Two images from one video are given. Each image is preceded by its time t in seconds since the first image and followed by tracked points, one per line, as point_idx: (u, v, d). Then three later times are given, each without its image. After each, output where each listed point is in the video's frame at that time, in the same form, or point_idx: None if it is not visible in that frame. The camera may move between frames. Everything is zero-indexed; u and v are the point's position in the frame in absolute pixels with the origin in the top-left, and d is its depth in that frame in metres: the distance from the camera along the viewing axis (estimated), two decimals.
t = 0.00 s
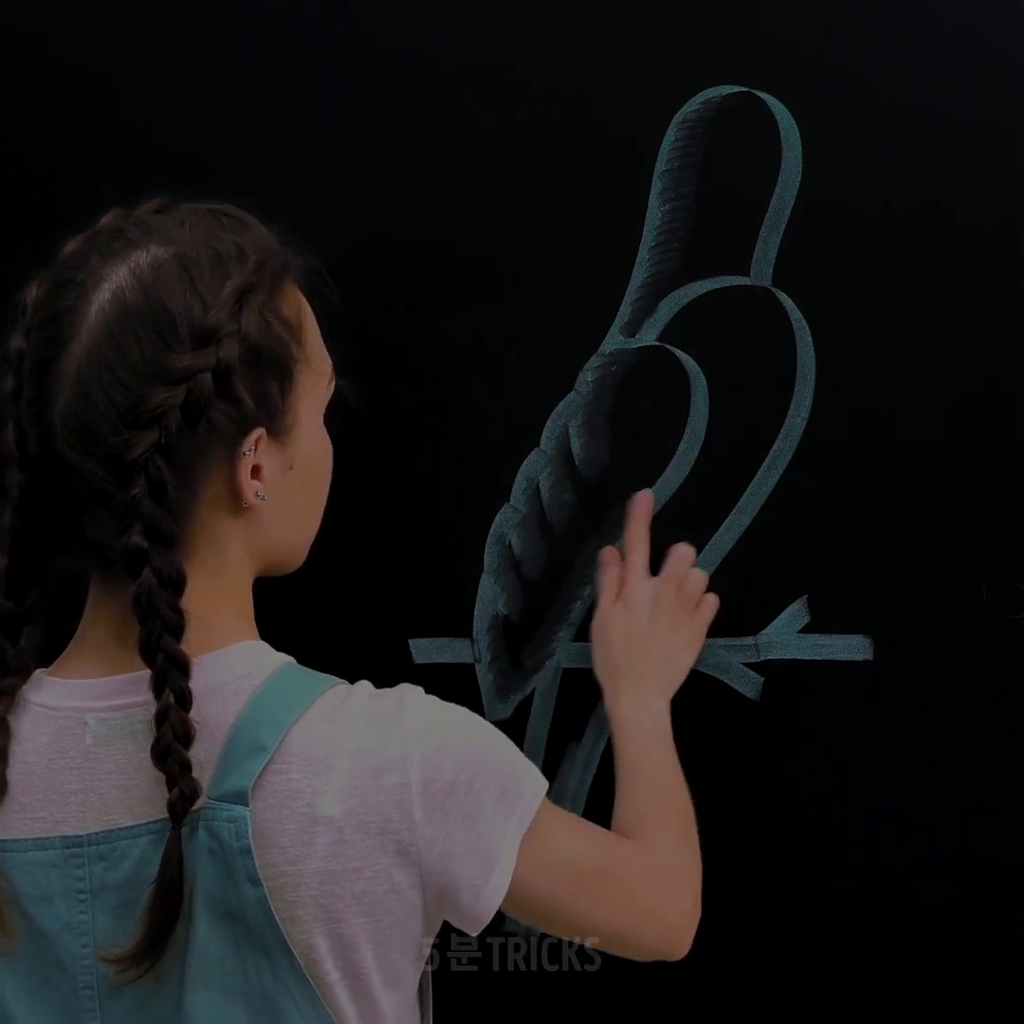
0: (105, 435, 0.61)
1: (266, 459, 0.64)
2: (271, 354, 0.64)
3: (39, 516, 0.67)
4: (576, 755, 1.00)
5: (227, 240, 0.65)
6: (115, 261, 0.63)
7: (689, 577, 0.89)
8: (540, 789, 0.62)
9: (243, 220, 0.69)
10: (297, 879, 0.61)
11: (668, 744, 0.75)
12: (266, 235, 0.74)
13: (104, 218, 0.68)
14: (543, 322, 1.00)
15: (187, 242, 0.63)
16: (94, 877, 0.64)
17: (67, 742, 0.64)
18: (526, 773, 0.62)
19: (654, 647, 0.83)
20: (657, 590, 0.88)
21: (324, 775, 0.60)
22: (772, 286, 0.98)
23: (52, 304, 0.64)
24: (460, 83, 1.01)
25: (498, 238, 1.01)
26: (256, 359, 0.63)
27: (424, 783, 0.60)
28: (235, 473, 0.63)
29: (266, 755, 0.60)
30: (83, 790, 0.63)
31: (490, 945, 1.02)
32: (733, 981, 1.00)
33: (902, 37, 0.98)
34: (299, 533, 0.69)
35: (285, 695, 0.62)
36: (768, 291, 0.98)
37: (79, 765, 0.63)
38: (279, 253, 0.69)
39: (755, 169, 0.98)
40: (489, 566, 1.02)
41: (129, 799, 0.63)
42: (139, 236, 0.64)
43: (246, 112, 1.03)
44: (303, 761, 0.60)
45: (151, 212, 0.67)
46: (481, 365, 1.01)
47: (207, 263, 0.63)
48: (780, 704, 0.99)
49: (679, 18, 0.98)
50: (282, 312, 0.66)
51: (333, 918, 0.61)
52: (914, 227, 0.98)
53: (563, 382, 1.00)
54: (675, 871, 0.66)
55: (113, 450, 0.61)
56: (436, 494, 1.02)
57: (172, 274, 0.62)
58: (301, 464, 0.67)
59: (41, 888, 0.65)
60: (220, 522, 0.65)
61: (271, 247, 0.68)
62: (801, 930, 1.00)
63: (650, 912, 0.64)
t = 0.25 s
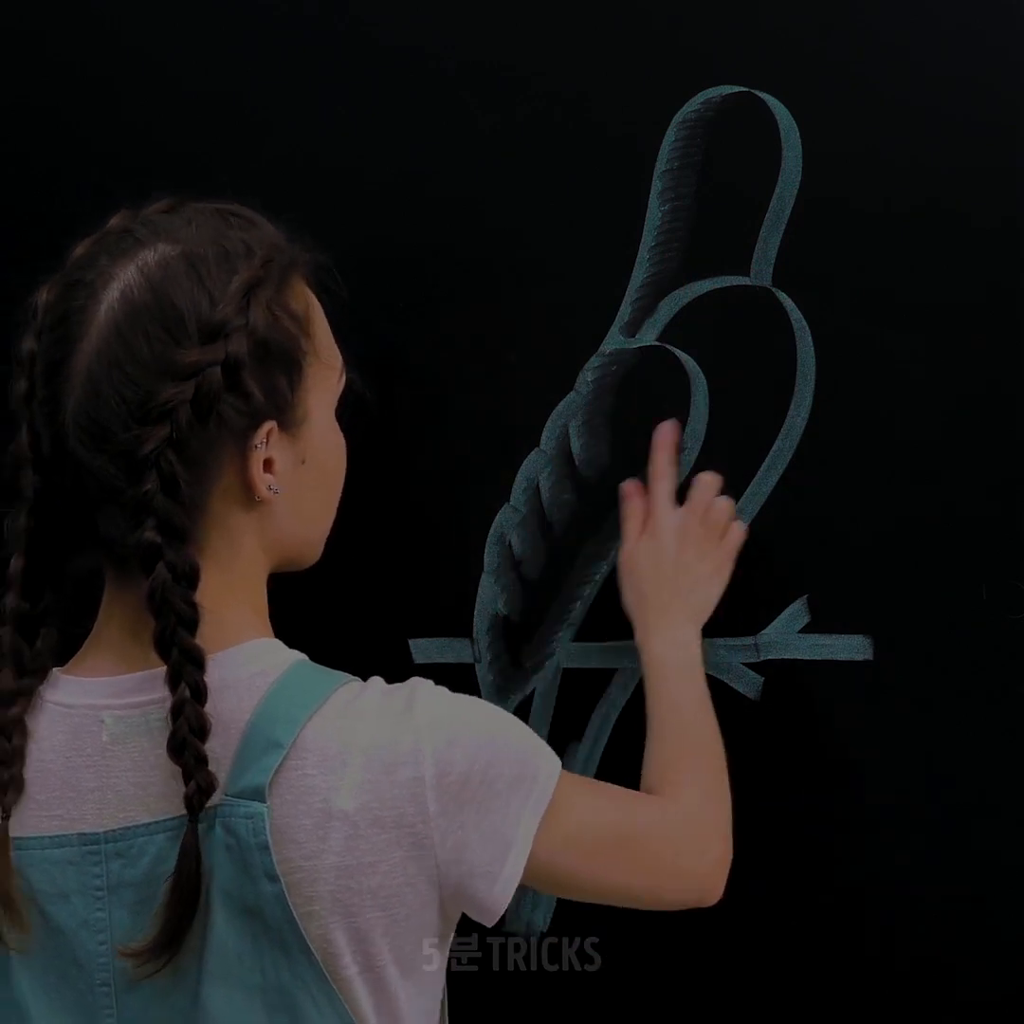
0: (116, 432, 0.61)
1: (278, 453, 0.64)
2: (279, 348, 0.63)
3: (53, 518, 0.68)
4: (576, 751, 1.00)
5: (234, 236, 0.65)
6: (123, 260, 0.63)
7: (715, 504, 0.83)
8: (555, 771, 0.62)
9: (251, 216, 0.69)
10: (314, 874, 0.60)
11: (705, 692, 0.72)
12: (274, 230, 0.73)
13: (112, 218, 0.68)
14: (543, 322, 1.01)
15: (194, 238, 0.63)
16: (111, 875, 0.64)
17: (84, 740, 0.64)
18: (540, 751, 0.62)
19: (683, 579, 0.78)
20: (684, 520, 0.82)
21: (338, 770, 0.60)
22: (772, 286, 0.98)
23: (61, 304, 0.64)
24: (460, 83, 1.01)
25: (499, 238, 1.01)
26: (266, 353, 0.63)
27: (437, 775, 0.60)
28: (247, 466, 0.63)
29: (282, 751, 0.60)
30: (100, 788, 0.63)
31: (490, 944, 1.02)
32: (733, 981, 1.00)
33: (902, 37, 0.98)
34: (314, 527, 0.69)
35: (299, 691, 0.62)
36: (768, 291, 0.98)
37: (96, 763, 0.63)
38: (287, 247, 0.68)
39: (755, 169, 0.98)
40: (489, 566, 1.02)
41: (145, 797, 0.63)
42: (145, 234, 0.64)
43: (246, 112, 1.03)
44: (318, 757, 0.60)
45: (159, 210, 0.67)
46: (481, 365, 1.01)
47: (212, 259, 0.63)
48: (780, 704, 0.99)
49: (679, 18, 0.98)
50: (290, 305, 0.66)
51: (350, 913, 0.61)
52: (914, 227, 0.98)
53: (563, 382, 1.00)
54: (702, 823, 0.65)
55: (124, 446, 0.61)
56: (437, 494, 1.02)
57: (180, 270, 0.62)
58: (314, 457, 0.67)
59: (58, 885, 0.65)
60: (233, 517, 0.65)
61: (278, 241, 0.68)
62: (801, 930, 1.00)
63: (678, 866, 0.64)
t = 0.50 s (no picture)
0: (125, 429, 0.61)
1: (286, 448, 0.65)
2: (286, 343, 0.63)
3: (62, 518, 0.67)
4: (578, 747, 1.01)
5: (239, 233, 0.65)
6: (129, 258, 0.63)
7: (715, 434, 0.88)
8: (564, 748, 0.62)
9: (254, 214, 0.69)
10: (330, 867, 0.61)
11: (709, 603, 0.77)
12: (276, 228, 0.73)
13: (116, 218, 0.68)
14: (543, 322, 1.01)
15: (200, 236, 0.63)
16: (124, 874, 0.64)
17: (95, 738, 0.64)
18: (547, 725, 0.63)
19: (686, 505, 0.84)
20: (684, 455, 0.88)
21: (352, 765, 0.60)
22: (772, 286, 0.98)
23: (68, 304, 0.64)
24: (460, 83, 1.01)
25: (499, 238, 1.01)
26: (273, 347, 0.63)
27: (450, 764, 0.60)
28: (256, 461, 0.63)
29: (296, 747, 0.60)
30: (112, 786, 0.63)
31: (490, 944, 1.02)
32: (733, 981, 1.00)
33: (902, 37, 0.98)
34: (326, 522, 0.69)
35: (312, 688, 0.62)
36: (768, 291, 0.98)
37: (108, 761, 0.64)
38: (289, 244, 0.68)
39: (755, 169, 0.98)
40: (489, 566, 1.02)
41: (159, 795, 0.63)
42: (151, 233, 0.64)
43: (246, 112, 1.03)
44: (332, 752, 0.60)
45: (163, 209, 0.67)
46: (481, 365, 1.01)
47: (218, 255, 0.63)
48: (780, 704, 0.99)
49: (679, 18, 0.99)
50: (295, 301, 0.66)
51: (366, 906, 0.61)
52: (914, 227, 0.98)
53: (563, 382, 1.00)
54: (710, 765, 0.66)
55: (134, 443, 0.61)
56: (438, 494, 1.02)
57: (186, 267, 0.62)
58: (321, 452, 0.67)
59: (70, 884, 0.65)
60: (243, 512, 0.65)
61: (282, 239, 0.68)
62: (801, 930, 1.00)
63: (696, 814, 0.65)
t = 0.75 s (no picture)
0: (127, 431, 0.61)
1: (288, 448, 0.65)
2: (287, 343, 0.64)
3: (63, 519, 0.67)
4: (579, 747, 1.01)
5: (238, 233, 0.65)
6: (128, 259, 0.63)
7: (684, 413, 0.82)
8: (565, 745, 0.62)
9: (253, 212, 0.69)
10: (331, 869, 0.61)
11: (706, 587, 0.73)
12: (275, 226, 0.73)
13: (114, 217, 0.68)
14: (543, 323, 1.01)
15: (199, 236, 0.63)
16: (125, 875, 0.64)
17: (97, 739, 0.64)
18: (548, 720, 0.63)
19: (669, 491, 0.78)
20: (656, 439, 0.82)
21: (353, 766, 0.60)
22: (772, 286, 0.98)
23: (67, 305, 0.63)
24: (460, 83, 1.01)
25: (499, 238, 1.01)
26: (273, 347, 0.63)
27: (451, 765, 0.60)
28: (257, 461, 0.63)
29: (298, 749, 0.60)
30: (113, 787, 0.63)
31: (490, 944, 1.02)
32: (733, 981, 1.00)
33: (902, 37, 0.98)
34: (325, 521, 0.69)
35: (314, 690, 0.61)
36: (768, 291, 0.98)
37: (109, 762, 0.63)
38: (289, 242, 0.68)
39: (755, 169, 0.98)
40: (489, 566, 1.02)
41: (160, 796, 0.63)
42: (151, 233, 0.64)
43: (246, 111, 1.03)
44: (333, 754, 0.60)
45: (162, 209, 0.67)
46: (482, 366, 1.01)
47: (219, 255, 0.63)
48: (780, 704, 0.99)
49: (679, 18, 0.98)
50: (295, 300, 0.66)
51: (368, 907, 0.61)
52: (914, 227, 0.98)
53: (563, 382, 1.00)
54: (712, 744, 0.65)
55: (136, 444, 0.61)
56: (439, 494, 1.02)
57: (186, 267, 0.62)
58: (322, 452, 0.67)
59: (71, 885, 0.65)
60: (244, 512, 0.65)
61: (282, 238, 0.68)
62: (802, 930, 1.00)
63: (701, 801, 0.64)
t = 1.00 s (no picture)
0: (135, 431, 0.61)
1: (295, 449, 0.64)
2: (296, 343, 0.63)
3: (70, 520, 0.67)
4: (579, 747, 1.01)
5: (246, 232, 0.65)
6: (137, 259, 0.63)
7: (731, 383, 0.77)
8: (573, 738, 0.62)
9: (261, 210, 0.69)
10: (338, 869, 0.61)
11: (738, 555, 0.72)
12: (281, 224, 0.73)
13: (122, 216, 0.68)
14: (543, 323, 1.01)
15: (208, 236, 0.63)
16: (130, 875, 0.64)
17: (102, 739, 0.64)
18: (553, 713, 0.62)
19: (710, 464, 0.75)
20: (701, 407, 0.78)
21: (360, 767, 0.60)
22: (772, 286, 0.98)
23: (75, 305, 0.64)
24: (460, 83, 1.01)
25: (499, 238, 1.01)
26: (282, 347, 0.63)
27: (458, 764, 0.60)
28: (265, 462, 0.63)
29: (304, 750, 0.60)
30: (119, 788, 0.63)
31: (490, 945, 1.03)
32: (733, 981, 1.00)
33: (902, 37, 0.98)
34: (332, 521, 0.69)
35: (319, 690, 0.61)
36: (768, 291, 0.98)
37: (115, 762, 0.63)
38: (298, 241, 0.68)
39: (755, 169, 0.98)
40: (489, 566, 1.02)
41: (165, 796, 0.63)
42: (159, 232, 0.64)
43: (246, 112, 1.03)
44: (339, 754, 0.60)
45: (169, 207, 0.67)
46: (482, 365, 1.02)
47: (228, 255, 0.63)
48: (779, 704, 1.00)
49: (679, 18, 0.98)
50: (304, 300, 0.66)
51: (374, 907, 0.61)
52: (913, 227, 0.98)
53: (563, 382, 1.00)
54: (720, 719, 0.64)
55: (144, 445, 0.61)
56: (439, 494, 1.02)
57: (195, 267, 0.62)
58: (330, 452, 0.67)
59: (76, 885, 0.64)
60: (252, 513, 0.65)
61: (291, 237, 0.68)
62: (802, 931, 1.00)
63: (706, 781, 0.63)
